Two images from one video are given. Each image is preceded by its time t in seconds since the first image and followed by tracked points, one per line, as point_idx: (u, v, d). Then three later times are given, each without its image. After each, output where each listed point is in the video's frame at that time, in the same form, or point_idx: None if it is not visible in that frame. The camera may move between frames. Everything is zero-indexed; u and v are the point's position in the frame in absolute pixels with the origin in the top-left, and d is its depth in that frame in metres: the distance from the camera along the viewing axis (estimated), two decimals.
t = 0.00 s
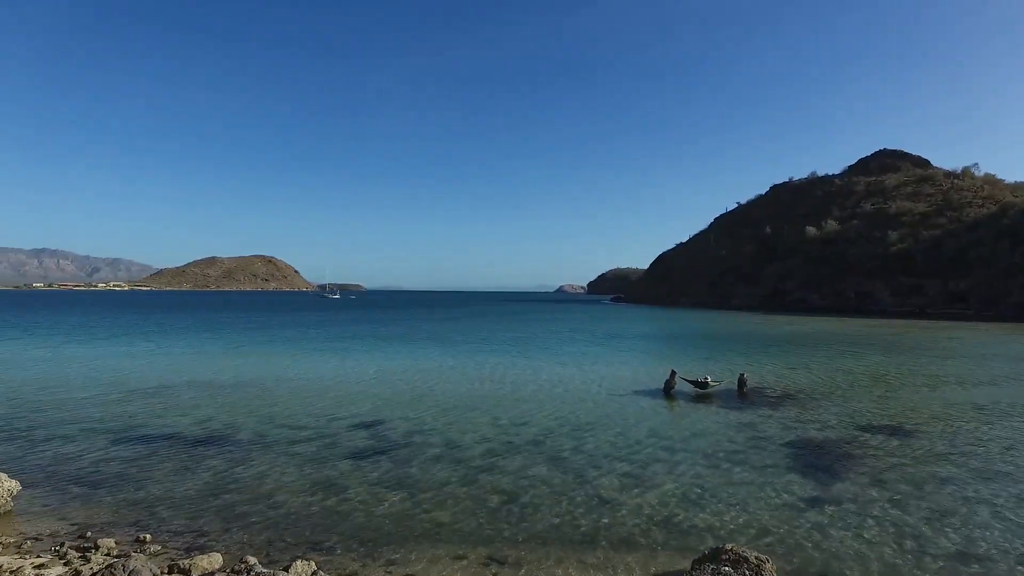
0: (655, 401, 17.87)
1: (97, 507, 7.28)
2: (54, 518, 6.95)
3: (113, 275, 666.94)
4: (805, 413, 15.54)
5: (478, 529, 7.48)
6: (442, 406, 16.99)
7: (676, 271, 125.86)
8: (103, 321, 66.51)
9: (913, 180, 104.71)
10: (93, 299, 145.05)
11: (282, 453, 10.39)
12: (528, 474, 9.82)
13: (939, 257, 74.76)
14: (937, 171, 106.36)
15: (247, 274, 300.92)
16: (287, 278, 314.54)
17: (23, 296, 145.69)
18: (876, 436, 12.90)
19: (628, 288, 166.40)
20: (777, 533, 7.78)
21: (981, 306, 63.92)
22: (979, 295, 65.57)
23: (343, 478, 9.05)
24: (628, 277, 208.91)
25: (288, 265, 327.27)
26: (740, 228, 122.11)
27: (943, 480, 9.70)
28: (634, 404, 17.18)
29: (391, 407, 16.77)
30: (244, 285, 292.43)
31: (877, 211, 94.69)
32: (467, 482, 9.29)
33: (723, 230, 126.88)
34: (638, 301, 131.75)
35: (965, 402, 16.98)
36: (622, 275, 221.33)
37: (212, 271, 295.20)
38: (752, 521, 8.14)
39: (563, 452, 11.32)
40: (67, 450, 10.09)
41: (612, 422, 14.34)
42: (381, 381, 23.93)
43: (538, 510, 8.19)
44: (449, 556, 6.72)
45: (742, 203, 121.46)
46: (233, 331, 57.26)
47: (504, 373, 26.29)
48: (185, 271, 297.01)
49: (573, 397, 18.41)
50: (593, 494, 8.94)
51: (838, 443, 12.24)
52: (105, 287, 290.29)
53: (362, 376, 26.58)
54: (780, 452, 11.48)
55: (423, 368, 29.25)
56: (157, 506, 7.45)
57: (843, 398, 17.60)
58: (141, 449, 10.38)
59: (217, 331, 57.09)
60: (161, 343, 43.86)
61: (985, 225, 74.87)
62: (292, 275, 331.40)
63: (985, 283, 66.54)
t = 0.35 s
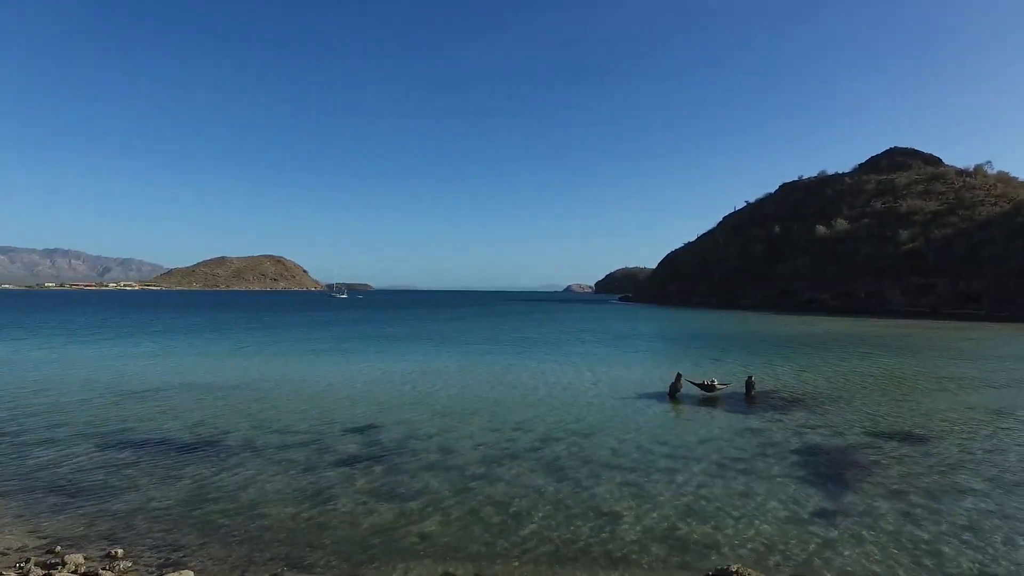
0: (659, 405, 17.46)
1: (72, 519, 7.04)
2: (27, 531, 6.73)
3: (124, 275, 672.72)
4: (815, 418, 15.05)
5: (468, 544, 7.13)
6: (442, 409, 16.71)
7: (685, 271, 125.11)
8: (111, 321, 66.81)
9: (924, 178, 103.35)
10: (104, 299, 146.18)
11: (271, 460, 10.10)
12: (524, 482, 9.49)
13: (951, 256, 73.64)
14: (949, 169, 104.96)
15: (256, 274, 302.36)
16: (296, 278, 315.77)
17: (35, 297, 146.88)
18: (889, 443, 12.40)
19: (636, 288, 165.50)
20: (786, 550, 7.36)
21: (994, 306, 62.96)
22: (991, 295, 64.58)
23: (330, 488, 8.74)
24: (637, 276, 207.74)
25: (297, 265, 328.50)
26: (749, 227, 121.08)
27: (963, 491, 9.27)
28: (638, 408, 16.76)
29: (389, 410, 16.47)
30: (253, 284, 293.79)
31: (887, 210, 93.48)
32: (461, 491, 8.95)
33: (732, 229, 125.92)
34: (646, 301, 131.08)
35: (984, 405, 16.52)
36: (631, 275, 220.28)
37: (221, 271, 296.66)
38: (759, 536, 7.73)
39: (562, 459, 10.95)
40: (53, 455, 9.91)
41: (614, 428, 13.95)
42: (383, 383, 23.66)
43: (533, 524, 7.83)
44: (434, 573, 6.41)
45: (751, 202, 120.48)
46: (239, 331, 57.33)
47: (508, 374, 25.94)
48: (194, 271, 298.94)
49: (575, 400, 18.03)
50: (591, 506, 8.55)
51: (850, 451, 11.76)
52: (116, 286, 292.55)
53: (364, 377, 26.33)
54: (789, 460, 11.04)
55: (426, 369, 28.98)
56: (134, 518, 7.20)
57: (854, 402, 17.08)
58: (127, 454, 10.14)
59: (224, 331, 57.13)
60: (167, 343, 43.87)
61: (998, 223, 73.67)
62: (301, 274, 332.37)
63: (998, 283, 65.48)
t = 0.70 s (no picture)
0: (663, 408, 16.91)
1: (33, 536, 6.66)
2: None
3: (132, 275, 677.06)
4: (826, 423, 14.46)
5: (454, 563, 6.66)
6: (436, 413, 16.27)
7: (691, 270, 124.20)
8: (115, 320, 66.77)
9: (933, 176, 102.11)
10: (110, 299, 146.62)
11: (253, 467, 9.67)
12: (518, 493, 9.02)
13: (961, 254, 72.53)
14: (959, 167, 103.72)
15: (263, 273, 303.10)
16: (302, 277, 316.55)
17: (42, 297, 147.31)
18: (906, 450, 11.79)
19: (642, 287, 164.59)
20: (800, 572, 6.82)
21: (1004, 305, 62.00)
22: (1002, 294, 63.57)
23: (313, 500, 8.28)
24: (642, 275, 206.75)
25: (303, 264, 328.77)
26: (755, 225, 120.03)
27: (982, 503, 8.72)
28: (640, 412, 16.20)
29: (382, 414, 16.04)
30: (259, 284, 294.81)
31: (896, 208, 92.34)
32: (450, 503, 8.45)
33: (738, 228, 124.97)
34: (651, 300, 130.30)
35: (999, 408, 15.91)
36: (636, 274, 219.31)
37: (228, 271, 297.77)
38: (768, 555, 7.20)
39: (559, 467, 10.42)
40: (27, 463, 9.55)
41: (615, 433, 13.42)
42: (379, 384, 23.23)
43: (525, 541, 7.35)
44: None
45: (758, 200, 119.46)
46: (242, 331, 57.09)
47: (507, 376, 25.43)
48: (201, 271, 300.34)
49: (575, 404, 17.51)
50: (587, 520, 8.05)
51: (863, 459, 11.16)
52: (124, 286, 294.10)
53: (362, 379, 25.93)
54: (800, 469, 10.47)
55: (425, 371, 28.51)
56: (99, 535, 6.81)
57: (866, 406, 16.46)
58: (105, 461, 9.77)
59: (227, 331, 56.99)
60: (167, 343, 43.64)
61: (1010, 221, 72.53)
62: (307, 274, 333.17)
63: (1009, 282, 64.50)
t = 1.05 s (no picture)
0: (666, 411, 16.38)
1: None
2: None
3: (138, 275, 680.96)
4: (835, 428, 13.89)
5: None
6: (430, 416, 15.84)
7: (696, 268, 123.49)
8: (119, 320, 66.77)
9: (941, 174, 100.97)
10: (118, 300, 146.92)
11: (229, 476, 9.31)
12: (505, 504, 8.57)
13: (969, 253, 71.55)
14: (967, 165, 102.66)
15: (268, 273, 303.93)
16: (308, 277, 317.57)
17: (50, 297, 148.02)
18: (921, 458, 11.21)
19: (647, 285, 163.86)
20: None
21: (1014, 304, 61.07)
22: (1012, 293, 62.64)
23: (288, 514, 7.88)
24: (647, 275, 206.23)
25: (308, 263, 329.35)
26: (761, 224, 119.09)
27: (1008, 519, 8.11)
28: (642, 415, 15.68)
29: (374, 416, 15.64)
30: (265, 284, 295.74)
31: (903, 206, 91.35)
32: (432, 515, 8.01)
33: (743, 227, 124.16)
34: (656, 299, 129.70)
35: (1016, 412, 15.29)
36: (641, 274, 218.67)
37: (234, 271, 298.89)
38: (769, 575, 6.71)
39: (553, 476, 9.92)
40: None
41: (615, 438, 12.93)
42: (376, 385, 22.85)
43: (509, 558, 6.91)
44: None
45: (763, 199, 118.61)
46: (244, 331, 56.89)
47: (508, 377, 24.96)
48: (208, 271, 301.70)
49: (575, 407, 17.02)
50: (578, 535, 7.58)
51: (878, 467, 10.58)
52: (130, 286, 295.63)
53: (360, 380, 25.54)
54: (808, 478, 9.92)
55: (424, 372, 28.08)
56: (50, 556, 6.46)
57: (876, 410, 15.90)
58: (77, 470, 9.46)
59: (230, 331, 56.89)
60: (167, 343, 43.47)
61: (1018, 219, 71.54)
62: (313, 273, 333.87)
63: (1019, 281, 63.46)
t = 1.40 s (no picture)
0: (669, 415, 15.64)
1: None
2: None
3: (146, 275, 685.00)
4: (849, 435, 13.11)
5: None
6: (421, 421, 15.25)
7: (701, 267, 122.64)
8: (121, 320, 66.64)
9: (950, 172, 99.63)
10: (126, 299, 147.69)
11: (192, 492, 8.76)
12: (489, 522, 7.93)
13: (980, 251, 70.26)
14: (977, 162, 101.25)
15: (274, 272, 304.88)
16: (314, 276, 318.44)
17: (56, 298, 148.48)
18: (943, 468, 10.43)
19: (653, 284, 162.97)
20: None
21: None
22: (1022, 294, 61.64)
23: (247, 538, 7.31)
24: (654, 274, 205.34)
25: (313, 263, 329.67)
26: (767, 222, 117.93)
27: None
28: (644, 420, 14.95)
29: (361, 421, 15.08)
30: (271, 283, 296.65)
31: (912, 204, 90.02)
32: (404, 536, 7.41)
33: (750, 225, 123.11)
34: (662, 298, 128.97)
35: None
36: (647, 272, 217.85)
37: (240, 271, 299.99)
38: None
39: (543, 489, 9.26)
40: None
41: (613, 445, 12.26)
42: (370, 386, 22.30)
43: None
44: None
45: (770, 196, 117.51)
46: (246, 330, 56.57)
47: (507, 378, 24.30)
48: (214, 270, 302.84)
49: (575, 410, 16.38)
50: (565, 558, 6.94)
51: (895, 479, 9.81)
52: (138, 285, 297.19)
53: (356, 381, 25.00)
54: (818, 492, 9.21)
55: (422, 373, 27.47)
56: None
57: (891, 414, 15.08)
58: (36, 483, 8.98)
59: (233, 330, 56.76)
60: (166, 343, 43.11)
61: None
62: (319, 272, 334.55)
63: None
